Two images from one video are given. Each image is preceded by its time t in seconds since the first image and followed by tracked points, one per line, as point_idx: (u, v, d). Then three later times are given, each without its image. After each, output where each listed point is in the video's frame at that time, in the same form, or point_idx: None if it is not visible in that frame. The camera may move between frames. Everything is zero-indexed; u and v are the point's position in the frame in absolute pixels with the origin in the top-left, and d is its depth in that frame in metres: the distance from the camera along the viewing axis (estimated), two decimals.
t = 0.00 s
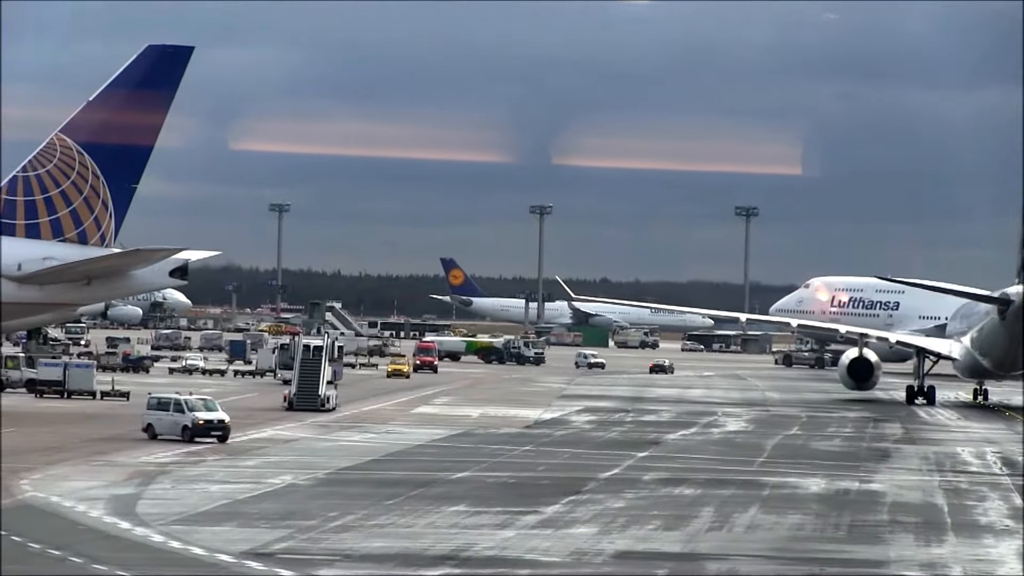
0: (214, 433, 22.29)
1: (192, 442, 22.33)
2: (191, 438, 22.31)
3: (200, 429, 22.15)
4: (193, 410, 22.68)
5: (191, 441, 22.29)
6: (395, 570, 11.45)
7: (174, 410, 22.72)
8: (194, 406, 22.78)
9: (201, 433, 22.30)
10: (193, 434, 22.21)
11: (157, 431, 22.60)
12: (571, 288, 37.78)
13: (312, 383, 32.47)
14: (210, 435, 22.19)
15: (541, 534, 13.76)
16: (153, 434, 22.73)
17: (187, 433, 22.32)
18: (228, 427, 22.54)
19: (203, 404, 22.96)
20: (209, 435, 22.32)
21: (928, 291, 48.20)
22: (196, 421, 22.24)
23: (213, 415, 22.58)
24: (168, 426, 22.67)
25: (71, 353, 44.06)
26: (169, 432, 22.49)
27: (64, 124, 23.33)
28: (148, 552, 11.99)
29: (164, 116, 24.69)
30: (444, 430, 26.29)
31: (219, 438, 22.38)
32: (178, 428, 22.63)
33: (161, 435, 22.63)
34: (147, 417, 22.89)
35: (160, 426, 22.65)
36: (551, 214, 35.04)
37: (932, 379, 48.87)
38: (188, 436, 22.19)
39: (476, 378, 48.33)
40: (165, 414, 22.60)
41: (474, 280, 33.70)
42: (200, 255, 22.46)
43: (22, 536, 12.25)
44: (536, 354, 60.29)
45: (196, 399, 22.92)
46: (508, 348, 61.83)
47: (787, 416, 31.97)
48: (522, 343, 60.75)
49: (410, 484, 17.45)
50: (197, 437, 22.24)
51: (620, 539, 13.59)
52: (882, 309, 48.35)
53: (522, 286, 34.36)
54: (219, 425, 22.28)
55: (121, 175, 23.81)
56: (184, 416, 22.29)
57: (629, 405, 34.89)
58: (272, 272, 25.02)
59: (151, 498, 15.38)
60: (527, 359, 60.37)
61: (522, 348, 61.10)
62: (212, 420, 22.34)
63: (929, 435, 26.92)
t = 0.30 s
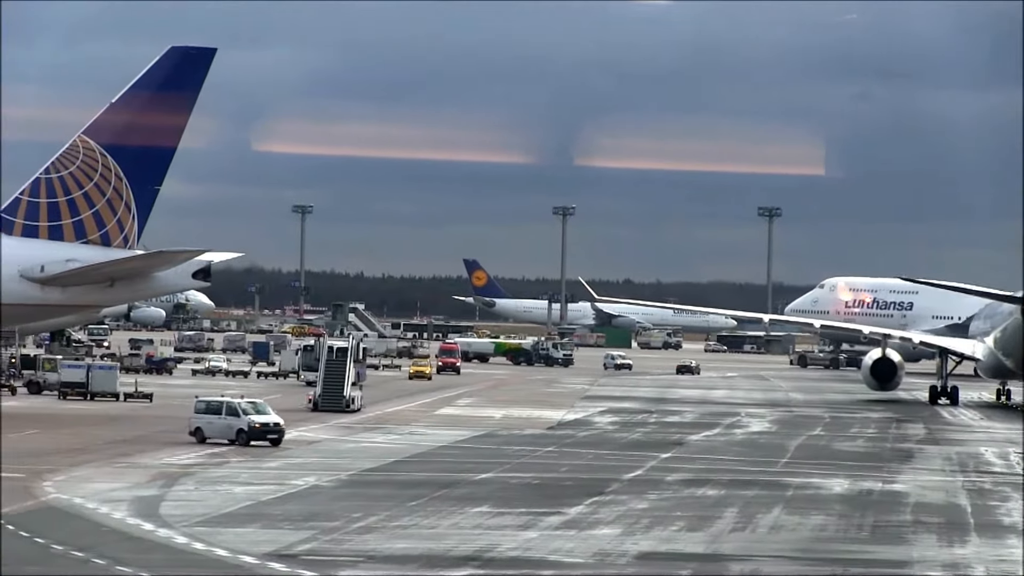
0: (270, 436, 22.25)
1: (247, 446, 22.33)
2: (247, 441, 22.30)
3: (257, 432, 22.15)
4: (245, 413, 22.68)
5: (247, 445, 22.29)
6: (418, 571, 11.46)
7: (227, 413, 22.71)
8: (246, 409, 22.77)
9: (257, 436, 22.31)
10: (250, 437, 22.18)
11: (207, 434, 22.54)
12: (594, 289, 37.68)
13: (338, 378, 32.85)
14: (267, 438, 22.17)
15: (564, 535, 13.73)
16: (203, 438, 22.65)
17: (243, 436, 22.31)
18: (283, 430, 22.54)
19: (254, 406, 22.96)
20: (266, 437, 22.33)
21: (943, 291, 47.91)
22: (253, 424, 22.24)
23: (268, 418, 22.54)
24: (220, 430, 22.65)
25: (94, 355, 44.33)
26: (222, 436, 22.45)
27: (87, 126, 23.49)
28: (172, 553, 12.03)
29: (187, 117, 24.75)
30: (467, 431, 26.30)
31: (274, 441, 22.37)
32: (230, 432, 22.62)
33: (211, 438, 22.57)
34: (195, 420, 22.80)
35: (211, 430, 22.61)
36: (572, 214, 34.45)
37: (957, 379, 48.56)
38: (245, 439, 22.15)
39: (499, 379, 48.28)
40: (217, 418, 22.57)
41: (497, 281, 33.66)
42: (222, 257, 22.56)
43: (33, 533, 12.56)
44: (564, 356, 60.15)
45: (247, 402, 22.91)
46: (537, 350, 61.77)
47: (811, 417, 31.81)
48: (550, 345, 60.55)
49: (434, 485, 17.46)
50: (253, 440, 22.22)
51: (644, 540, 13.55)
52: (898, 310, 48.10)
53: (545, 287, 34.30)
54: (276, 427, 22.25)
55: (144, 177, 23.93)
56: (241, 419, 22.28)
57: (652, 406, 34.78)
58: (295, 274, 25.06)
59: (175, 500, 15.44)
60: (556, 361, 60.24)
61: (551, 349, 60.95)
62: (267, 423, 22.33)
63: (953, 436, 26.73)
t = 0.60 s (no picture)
0: (333, 441, 22.10)
1: (310, 451, 22.17)
2: (310, 446, 22.15)
3: (321, 437, 22.00)
4: (305, 418, 22.49)
5: (310, 450, 22.13)
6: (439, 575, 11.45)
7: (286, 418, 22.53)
8: (305, 414, 22.61)
9: (320, 441, 22.16)
10: (313, 442, 22.02)
11: (265, 439, 22.34)
12: (616, 293, 37.63)
13: (361, 383, 32.92)
14: (331, 442, 22.03)
15: (586, 538, 13.69)
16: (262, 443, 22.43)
17: (306, 442, 22.15)
18: (344, 435, 22.39)
19: (312, 411, 22.78)
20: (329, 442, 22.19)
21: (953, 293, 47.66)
22: (317, 429, 22.09)
23: (329, 422, 22.37)
24: (280, 435, 22.46)
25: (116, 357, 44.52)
26: (282, 441, 22.25)
27: (109, 127, 23.62)
28: (193, 556, 12.06)
29: (208, 119, 24.84)
30: (488, 434, 26.27)
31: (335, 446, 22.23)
32: (289, 436, 22.44)
33: (268, 443, 22.37)
34: (249, 425, 22.53)
35: (271, 434, 22.41)
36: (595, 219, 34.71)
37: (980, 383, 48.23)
38: (308, 444, 21.97)
39: (521, 382, 48.24)
40: (277, 423, 22.38)
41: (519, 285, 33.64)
42: (243, 259, 22.70)
43: (53, 535, 12.68)
44: (591, 360, 59.93)
45: (305, 407, 22.74)
46: (564, 353, 61.75)
47: (833, 420, 31.65)
48: (578, 349, 60.44)
49: (455, 489, 17.44)
50: (316, 445, 22.07)
51: (665, 544, 13.50)
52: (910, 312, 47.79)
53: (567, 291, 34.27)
54: (339, 432, 22.12)
55: (166, 178, 24.05)
56: (304, 425, 22.12)
57: (674, 409, 34.68)
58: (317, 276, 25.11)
59: (197, 502, 15.50)
60: (583, 364, 60.15)
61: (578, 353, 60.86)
62: (330, 427, 22.19)
63: (975, 440, 26.54)
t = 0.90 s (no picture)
0: (389, 443, 21.92)
1: (366, 453, 21.99)
2: (366, 448, 21.98)
3: (378, 439, 21.85)
4: (360, 420, 22.35)
5: (366, 452, 21.96)
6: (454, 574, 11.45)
7: (341, 420, 22.43)
8: (360, 417, 22.45)
9: (377, 443, 22.00)
10: (369, 445, 21.85)
11: (319, 441, 22.25)
12: (632, 293, 37.58)
13: (379, 381, 33.09)
14: (387, 444, 21.87)
15: (601, 539, 13.67)
16: (315, 445, 22.32)
17: (362, 444, 21.99)
18: (401, 438, 22.20)
19: (367, 414, 22.64)
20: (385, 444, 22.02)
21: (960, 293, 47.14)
22: (373, 431, 21.94)
23: (385, 425, 22.20)
24: (334, 436, 22.35)
25: (132, 357, 44.69)
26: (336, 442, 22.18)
27: (125, 128, 23.74)
28: (209, 555, 12.09)
29: (225, 119, 24.89)
30: (504, 434, 26.28)
31: (391, 449, 22.07)
32: (344, 439, 22.31)
33: (321, 444, 22.29)
34: (301, 427, 22.44)
35: (324, 436, 22.30)
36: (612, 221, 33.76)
37: (998, 383, 48.00)
38: (364, 447, 21.81)
39: (537, 382, 48.21)
40: (331, 424, 22.28)
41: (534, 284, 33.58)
42: (258, 260, 22.85)
43: (68, 533, 12.76)
44: (614, 360, 59.60)
45: (360, 409, 22.62)
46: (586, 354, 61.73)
47: (849, 421, 31.57)
48: (600, 350, 60.41)
49: (471, 489, 17.45)
50: (372, 447, 21.87)
51: (681, 544, 13.48)
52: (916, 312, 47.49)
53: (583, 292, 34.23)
54: (395, 435, 21.95)
55: (182, 179, 24.19)
56: (361, 426, 21.98)
57: (689, 410, 34.65)
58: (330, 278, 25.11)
59: (213, 502, 15.55)
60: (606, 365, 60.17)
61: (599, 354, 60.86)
62: (386, 430, 22.03)
63: (991, 441, 26.42)
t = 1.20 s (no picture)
0: (466, 444, 21.70)
1: (444, 454, 21.79)
2: (445, 449, 21.78)
3: (457, 439, 21.63)
4: (437, 421, 22.19)
5: (445, 453, 21.74)
6: (482, 573, 11.44)
7: (418, 421, 22.28)
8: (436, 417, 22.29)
9: (457, 443, 21.76)
10: (448, 446, 21.66)
11: (394, 442, 22.11)
12: (661, 291, 37.50)
13: (409, 378, 33.33)
14: (465, 445, 21.64)
15: (630, 537, 13.63)
16: (391, 445, 22.17)
17: (441, 444, 21.79)
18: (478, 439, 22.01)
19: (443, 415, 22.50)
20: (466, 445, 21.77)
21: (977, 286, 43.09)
22: (452, 431, 21.73)
23: (463, 426, 22.01)
24: (409, 437, 22.20)
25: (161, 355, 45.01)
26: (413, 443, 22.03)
27: (153, 127, 23.82)
28: (237, 554, 12.14)
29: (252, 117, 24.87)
30: (531, 432, 26.26)
31: (469, 449, 21.83)
32: (420, 439, 22.14)
33: (395, 445, 22.14)
34: (374, 427, 22.29)
35: (400, 437, 22.16)
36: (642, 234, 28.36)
37: None
38: (442, 447, 21.63)
39: (564, 380, 48.21)
40: (406, 425, 22.16)
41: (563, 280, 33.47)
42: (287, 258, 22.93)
43: (97, 532, 12.82)
44: (648, 358, 59.90)
45: (436, 410, 22.47)
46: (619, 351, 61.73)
47: (878, 418, 31.36)
48: (634, 347, 60.43)
49: (499, 487, 17.44)
50: (451, 447, 21.67)
51: (710, 542, 13.41)
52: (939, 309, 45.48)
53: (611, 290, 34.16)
54: (473, 435, 21.73)
55: (210, 178, 24.28)
56: (439, 426, 21.80)
57: (718, 407, 34.52)
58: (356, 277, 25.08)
59: (241, 500, 15.61)
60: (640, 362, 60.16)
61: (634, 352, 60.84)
62: (464, 430, 21.81)
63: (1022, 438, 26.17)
